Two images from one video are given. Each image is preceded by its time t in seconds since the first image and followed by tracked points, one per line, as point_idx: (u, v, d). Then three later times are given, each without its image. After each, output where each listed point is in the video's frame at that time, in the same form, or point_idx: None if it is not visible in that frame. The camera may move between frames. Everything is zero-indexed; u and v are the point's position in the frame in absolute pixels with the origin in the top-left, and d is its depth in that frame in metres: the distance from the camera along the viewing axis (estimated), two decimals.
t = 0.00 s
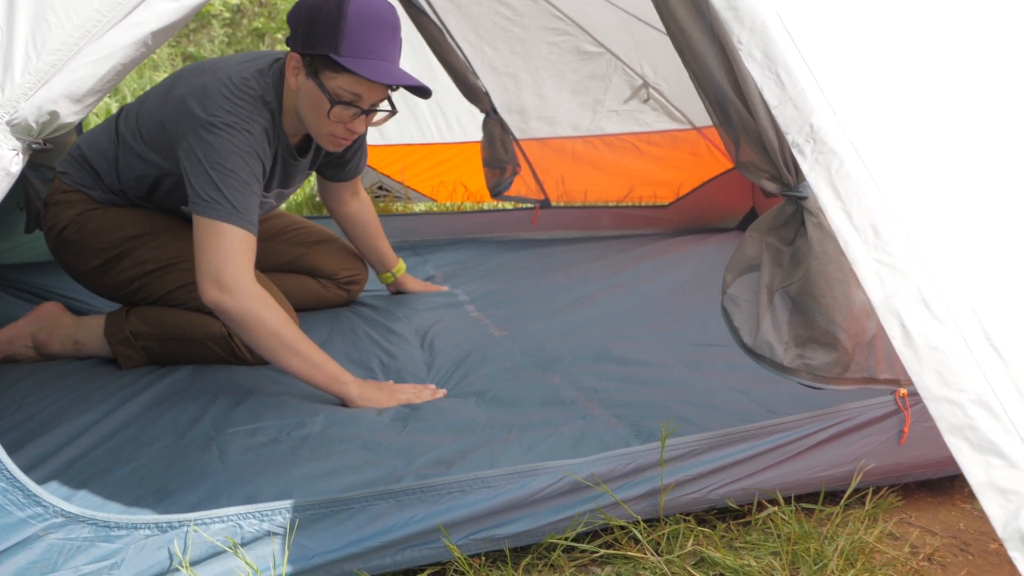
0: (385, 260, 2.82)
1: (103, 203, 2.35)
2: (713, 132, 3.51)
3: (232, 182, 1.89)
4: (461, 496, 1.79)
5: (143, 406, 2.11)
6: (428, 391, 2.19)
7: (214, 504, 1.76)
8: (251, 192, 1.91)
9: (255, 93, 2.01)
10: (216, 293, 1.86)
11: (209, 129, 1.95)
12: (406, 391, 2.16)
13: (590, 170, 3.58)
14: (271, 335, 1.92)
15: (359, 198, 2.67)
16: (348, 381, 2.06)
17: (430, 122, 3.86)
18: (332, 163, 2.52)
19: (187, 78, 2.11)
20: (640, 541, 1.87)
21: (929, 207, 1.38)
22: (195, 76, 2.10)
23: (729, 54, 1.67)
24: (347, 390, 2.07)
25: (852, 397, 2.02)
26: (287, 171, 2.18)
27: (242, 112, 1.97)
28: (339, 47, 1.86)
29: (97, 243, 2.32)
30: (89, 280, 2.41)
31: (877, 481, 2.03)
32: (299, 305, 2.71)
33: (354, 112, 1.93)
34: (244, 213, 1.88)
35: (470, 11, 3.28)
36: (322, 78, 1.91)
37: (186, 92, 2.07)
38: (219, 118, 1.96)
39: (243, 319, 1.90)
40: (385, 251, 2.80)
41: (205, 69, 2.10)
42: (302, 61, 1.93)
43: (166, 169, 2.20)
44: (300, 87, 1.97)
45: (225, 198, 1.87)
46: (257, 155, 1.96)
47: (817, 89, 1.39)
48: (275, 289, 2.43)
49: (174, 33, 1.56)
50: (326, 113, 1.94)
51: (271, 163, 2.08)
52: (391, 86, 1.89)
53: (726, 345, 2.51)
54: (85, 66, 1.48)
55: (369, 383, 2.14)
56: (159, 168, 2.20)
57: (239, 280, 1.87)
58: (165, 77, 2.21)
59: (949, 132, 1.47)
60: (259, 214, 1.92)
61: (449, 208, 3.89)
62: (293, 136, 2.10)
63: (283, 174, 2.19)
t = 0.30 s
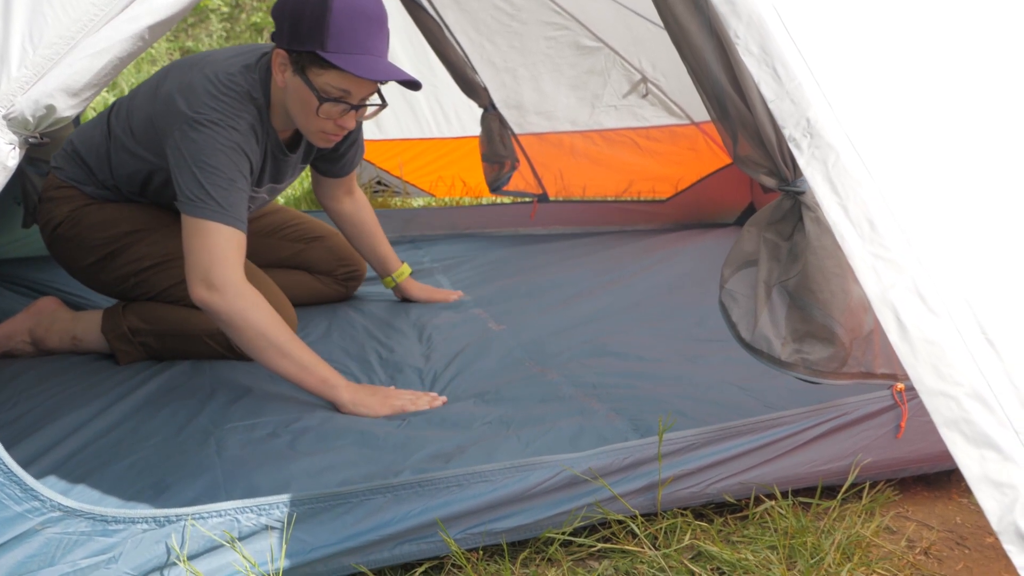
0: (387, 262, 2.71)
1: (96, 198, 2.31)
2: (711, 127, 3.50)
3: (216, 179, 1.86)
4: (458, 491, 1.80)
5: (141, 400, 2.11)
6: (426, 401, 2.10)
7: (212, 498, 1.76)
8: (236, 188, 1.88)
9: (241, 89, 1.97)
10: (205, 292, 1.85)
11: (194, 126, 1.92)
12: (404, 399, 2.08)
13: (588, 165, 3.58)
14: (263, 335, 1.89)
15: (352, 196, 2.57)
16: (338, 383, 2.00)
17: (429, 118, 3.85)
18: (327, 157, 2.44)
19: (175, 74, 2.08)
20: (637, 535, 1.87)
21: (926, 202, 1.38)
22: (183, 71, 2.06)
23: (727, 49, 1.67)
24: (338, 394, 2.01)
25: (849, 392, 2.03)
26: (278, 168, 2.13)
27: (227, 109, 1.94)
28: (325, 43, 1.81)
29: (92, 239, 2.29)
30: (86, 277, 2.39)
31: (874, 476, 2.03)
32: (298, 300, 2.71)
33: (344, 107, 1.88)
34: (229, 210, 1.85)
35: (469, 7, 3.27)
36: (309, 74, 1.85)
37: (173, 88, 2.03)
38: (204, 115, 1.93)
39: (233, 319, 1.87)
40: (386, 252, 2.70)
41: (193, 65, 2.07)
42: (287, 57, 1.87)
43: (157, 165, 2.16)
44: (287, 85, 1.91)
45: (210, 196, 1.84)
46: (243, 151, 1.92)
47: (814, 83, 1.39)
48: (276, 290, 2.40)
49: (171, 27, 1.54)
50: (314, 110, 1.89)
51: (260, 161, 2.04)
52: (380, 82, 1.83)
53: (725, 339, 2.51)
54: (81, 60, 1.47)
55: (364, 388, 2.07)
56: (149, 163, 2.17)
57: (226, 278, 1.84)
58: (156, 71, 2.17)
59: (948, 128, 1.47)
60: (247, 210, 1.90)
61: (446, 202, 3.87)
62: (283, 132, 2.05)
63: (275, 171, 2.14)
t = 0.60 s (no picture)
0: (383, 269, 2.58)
1: (89, 193, 2.29)
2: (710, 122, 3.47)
3: (199, 174, 1.84)
4: (456, 484, 1.80)
5: (139, 394, 2.11)
6: (421, 407, 2.06)
7: (209, 492, 1.76)
8: (221, 184, 1.85)
9: (224, 84, 1.94)
10: (196, 290, 1.82)
11: (176, 122, 1.90)
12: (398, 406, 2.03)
13: (586, 160, 3.57)
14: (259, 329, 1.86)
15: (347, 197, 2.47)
16: (329, 384, 1.95)
17: (427, 111, 3.85)
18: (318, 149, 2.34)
19: (161, 69, 2.05)
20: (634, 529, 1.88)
21: (922, 197, 1.38)
22: (169, 66, 2.04)
23: (724, 43, 1.67)
24: (329, 395, 1.95)
25: (847, 386, 2.03)
26: (267, 162, 2.09)
27: (209, 103, 1.91)
28: (306, 39, 1.78)
29: (88, 235, 2.27)
30: (82, 272, 2.37)
31: (871, 470, 2.03)
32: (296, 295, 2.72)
33: (329, 102, 1.85)
34: (215, 205, 1.83)
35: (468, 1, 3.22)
36: (291, 70, 1.82)
37: (158, 83, 2.01)
38: (186, 110, 1.90)
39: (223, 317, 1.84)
40: (381, 259, 2.57)
41: (179, 59, 2.04)
42: (268, 53, 1.83)
43: (146, 161, 2.14)
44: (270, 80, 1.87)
45: (194, 192, 1.82)
46: (226, 146, 1.90)
47: (810, 77, 1.40)
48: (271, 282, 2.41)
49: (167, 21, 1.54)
50: (299, 105, 1.86)
51: (247, 155, 2.00)
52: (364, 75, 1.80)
53: (722, 333, 2.51)
54: (78, 53, 1.47)
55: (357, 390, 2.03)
56: (138, 158, 2.14)
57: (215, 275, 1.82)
58: (144, 65, 2.15)
59: (947, 122, 1.48)
60: (233, 206, 1.87)
61: (445, 197, 3.86)
62: (271, 126, 2.02)
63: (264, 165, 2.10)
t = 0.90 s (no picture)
0: (373, 275, 2.46)
1: (81, 185, 2.27)
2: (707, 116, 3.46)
3: (180, 169, 1.82)
4: (452, 477, 1.80)
5: (136, 387, 2.11)
6: (414, 412, 1.99)
7: (205, 485, 1.77)
8: (204, 178, 1.83)
9: (204, 75, 1.91)
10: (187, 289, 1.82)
11: (155, 116, 1.87)
12: (390, 410, 1.98)
13: (584, 154, 3.56)
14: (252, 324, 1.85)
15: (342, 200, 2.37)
16: (319, 385, 1.93)
17: (424, 104, 3.84)
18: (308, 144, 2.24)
19: (145, 61, 2.03)
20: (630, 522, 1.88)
21: (919, 191, 1.38)
22: (152, 59, 2.01)
23: (721, 36, 1.67)
24: (318, 396, 1.93)
25: (843, 379, 2.03)
26: (252, 153, 2.06)
27: (189, 96, 1.88)
28: (278, 30, 1.72)
29: (83, 228, 2.26)
30: (79, 266, 2.36)
31: (867, 462, 2.04)
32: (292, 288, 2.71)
33: (308, 93, 1.79)
34: (198, 200, 1.81)
35: None
36: (266, 62, 1.76)
37: (139, 76, 1.99)
38: (166, 103, 1.88)
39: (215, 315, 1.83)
40: (372, 265, 2.45)
41: (162, 52, 2.01)
42: (243, 46, 1.78)
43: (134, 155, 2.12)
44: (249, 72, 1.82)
45: (178, 188, 1.81)
46: (208, 139, 1.88)
47: (806, 70, 1.40)
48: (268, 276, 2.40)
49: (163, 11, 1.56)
50: (277, 98, 1.80)
51: (229, 147, 1.97)
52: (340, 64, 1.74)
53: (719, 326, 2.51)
54: (72, 45, 1.48)
55: (348, 394, 1.99)
56: (125, 151, 2.12)
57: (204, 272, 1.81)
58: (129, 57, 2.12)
59: (947, 117, 1.48)
60: (218, 199, 1.85)
61: (442, 190, 3.84)
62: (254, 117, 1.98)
63: (250, 156, 2.07)
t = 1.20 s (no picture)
0: (360, 283, 2.32)
1: (73, 173, 2.22)
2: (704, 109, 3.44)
3: (157, 163, 1.77)
4: (447, 469, 1.80)
5: (131, 380, 2.11)
6: (404, 419, 1.93)
7: (201, 478, 1.77)
8: (181, 171, 1.78)
9: (178, 66, 1.84)
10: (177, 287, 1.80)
11: (127, 109, 1.81)
12: (378, 416, 1.92)
13: (580, 147, 3.57)
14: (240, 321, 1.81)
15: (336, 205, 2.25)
16: (307, 388, 1.88)
17: (420, 95, 3.83)
18: (296, 136, 2.12)
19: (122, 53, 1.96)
20: (625, 514, 1.89)
21: (914, 184, 1.38)
22: (130, 50, 1.95)
23: (717, 29, 1.67)
24: (303, 399, 1.88)
25: (838, 371, 2.04)
26: (234, 145, 1.99)
27: (163, 88, 1.82)
28: (246, 18, 1.64)
29: (76, 221, 2.24)
30: (73, 256, 2.35)
31: (862, 455, 2.04)
32: (288, 282, 2.70)
33: (283, 80, 1.71)
34: (177, 194, 1.76)
35: None
36: (237, 51, 1.69)
37: (117, 68, 1.93)
38: (138, 95, 1.81)
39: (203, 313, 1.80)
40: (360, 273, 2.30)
41: (139, 43, 1.95)
42: (213, 35, 1.70)
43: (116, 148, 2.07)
44: (222, 62, 1.75)
45: (155, 182, 1.76)
46: (184, 131, 1.82)
47: (800, 61, 1.40)
48: (266, 273, 2.39)
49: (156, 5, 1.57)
50: (251, 87, 1.72)
51: (208, 140, 1.91)
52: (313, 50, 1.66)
53: (715, 319, 2.51)
54: (66, 37, 1.49)
55: (336, 397, 1.93)
56: (107, 143, 2.07)
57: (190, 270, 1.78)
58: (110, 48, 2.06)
59: (944, 110, 1.48)
60: (198, 192, 1.79)
61: (438, 183, 3.83)
62: (235, 109, 1.92)
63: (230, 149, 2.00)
